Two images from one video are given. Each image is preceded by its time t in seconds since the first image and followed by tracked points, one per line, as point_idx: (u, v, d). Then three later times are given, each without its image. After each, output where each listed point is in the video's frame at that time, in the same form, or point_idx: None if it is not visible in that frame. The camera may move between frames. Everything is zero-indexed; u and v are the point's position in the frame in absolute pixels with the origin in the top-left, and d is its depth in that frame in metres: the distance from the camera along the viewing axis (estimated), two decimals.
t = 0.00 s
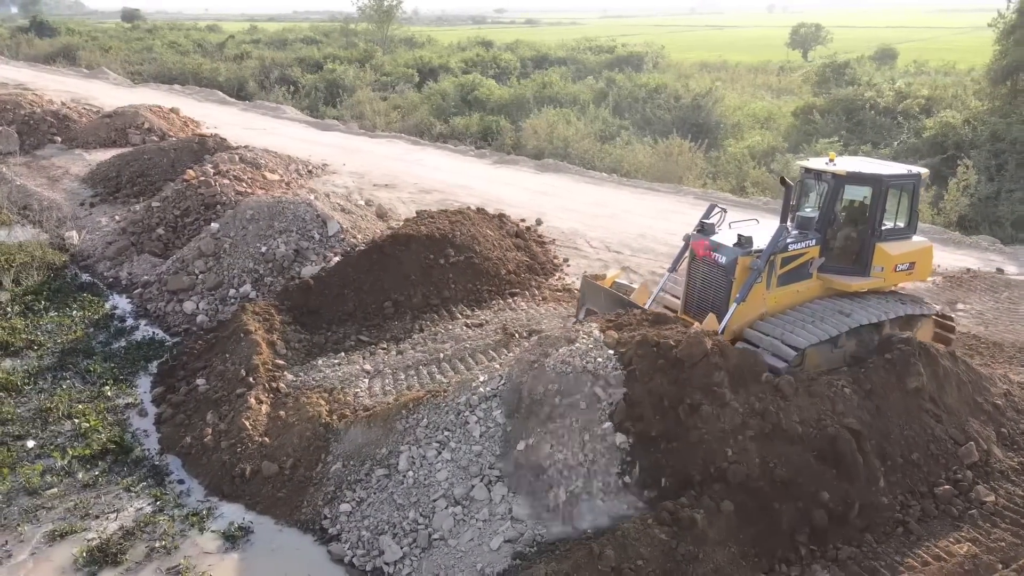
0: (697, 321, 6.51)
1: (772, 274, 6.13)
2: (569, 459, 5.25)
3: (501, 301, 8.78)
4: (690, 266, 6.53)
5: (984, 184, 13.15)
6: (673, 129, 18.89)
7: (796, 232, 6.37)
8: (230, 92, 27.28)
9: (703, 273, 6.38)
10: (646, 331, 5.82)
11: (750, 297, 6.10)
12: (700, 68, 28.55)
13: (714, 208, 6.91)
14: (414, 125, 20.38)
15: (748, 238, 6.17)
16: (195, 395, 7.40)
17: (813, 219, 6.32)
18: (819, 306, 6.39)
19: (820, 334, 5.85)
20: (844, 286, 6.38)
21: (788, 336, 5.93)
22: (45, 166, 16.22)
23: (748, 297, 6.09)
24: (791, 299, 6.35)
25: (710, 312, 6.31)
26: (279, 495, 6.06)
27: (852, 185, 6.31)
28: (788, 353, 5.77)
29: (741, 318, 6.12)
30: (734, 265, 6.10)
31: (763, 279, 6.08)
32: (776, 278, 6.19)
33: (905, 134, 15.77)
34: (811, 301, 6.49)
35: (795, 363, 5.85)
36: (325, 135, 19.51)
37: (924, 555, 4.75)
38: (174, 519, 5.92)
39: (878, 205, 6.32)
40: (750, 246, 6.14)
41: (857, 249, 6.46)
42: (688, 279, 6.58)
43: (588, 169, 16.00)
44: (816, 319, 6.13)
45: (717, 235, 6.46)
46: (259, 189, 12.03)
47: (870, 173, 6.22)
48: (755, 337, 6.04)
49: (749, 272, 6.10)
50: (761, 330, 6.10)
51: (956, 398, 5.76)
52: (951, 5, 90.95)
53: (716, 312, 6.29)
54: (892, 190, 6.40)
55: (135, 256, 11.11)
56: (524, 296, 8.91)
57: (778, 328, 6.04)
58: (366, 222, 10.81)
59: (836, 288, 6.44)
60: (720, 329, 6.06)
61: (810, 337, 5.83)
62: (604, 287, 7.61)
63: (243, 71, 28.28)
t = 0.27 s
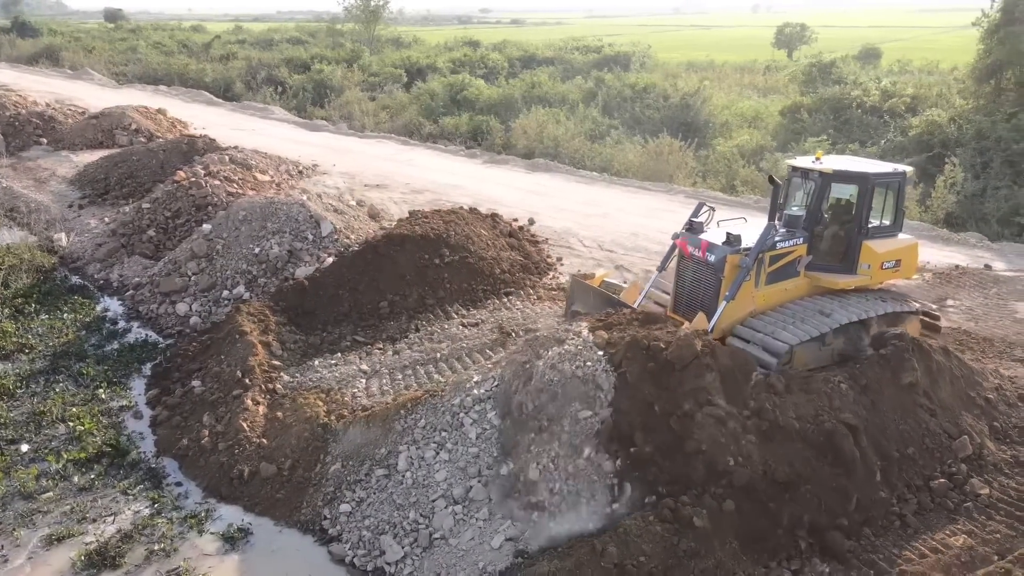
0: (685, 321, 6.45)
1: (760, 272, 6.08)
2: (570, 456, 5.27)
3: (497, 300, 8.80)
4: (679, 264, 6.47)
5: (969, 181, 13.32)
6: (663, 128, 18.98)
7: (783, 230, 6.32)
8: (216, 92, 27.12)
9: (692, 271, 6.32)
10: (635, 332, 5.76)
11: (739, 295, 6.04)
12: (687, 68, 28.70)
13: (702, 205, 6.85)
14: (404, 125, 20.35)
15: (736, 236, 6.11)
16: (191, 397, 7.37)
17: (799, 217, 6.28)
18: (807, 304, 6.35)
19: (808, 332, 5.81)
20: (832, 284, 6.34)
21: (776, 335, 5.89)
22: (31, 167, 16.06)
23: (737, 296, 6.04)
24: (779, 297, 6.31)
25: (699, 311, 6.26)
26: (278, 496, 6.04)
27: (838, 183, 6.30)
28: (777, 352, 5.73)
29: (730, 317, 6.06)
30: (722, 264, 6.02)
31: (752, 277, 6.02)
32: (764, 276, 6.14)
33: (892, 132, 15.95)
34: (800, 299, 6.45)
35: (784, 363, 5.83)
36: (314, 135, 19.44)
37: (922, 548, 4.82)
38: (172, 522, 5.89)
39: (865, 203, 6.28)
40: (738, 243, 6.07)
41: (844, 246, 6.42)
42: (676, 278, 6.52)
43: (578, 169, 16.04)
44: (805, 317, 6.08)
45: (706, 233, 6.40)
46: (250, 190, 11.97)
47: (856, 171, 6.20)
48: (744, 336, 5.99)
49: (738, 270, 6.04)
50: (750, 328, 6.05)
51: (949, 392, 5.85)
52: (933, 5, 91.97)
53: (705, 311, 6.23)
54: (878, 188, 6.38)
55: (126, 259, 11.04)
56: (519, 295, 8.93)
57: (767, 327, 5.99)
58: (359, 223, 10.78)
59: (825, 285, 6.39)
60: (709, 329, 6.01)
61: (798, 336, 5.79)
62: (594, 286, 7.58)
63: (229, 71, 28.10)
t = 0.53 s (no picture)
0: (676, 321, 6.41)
1: (751, 272, 6.02)
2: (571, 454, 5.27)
3: (496, 299, 8.82)
4: (670, 264, 6.42)
5: (965, 180, 13.41)
6: (659, 127, 19.04)
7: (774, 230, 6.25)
8: (213, 93, 27.10)
9: (683, 271, 6.28)
10: (626, 333, 5.74)
11: (730, 295, 5.99)
12: (684, 67, 28.79)
13: (693, 204, 6.77)
14: (401, 125, 20.36)
15: (727, 236, 6.06)
16: (192, 397, 7.36)
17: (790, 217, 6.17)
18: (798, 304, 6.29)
19: (798, 332, 5.75)
20: (823, 284, 6.27)
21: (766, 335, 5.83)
22: (28, 168, 16.02)
23: (728, 296, 5.99)
24: (771, 297, 6.25)
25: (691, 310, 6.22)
26: (280, 495, 6.05)
27: (829, 183, 6.15)
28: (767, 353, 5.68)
29: (720, 318, 6.02)
30: (713, 263, 5.99)
31: (742, 277, 5.97)
32: (755, 275, 6.08)
33: (888, 132, 16.02)
34: (791, 299, 6.40)
35: (775, 363, 5.78)
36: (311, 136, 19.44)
37: (922, 544, 4.82)
38: (175, 521, 5.89)
39: (856, 203, 6.14)
40: (729, 243, 6.03)
41: (835, 246, 6.32)
42: (668, 278, 6.48)
43: (576, 169, 16.07)
44: (796, 316, 6.04)
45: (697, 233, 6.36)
46: (248, 190, 11.96)
47: (847, 172, 6.04)
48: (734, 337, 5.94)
49: (728, 270, 6.00)
50: (741, 329, 6.00)
51: (948, 390, 5.89)
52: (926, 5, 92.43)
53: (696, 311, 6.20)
54: (868, 188, 6.25)
55: (124, 259, 11.03)
56: (518, 294, 8.95)
57: (758, 327, 5.94)
58: (358, 223, 10.78)
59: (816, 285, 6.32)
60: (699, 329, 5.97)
61: (788, 337, 5.73)
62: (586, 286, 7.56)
63: (225, 71, 28.06)
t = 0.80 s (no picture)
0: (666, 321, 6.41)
1: (740, 272, 6.00)
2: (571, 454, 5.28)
3: (496, 299, 8.83)
4: (659, 264, 6.42)
5: (964, 180, 13.45)
6: (659, 127, 19.05)
7: (764, 230, 6.25)
8: (212, 93, 27.10)
9: (672, 271, 6.27)
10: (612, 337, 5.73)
11: (719, 296, 5.98)
12: (683, 67, 28.81)
13: (684, 204, 6.75)
14: (401, 125, 20.37)
15: (716, 236, 6.04)
16: (192, 396, 7.37)
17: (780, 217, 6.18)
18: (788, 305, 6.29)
19: (786, 334, 5.75)
20: (813, 285, 6.25)
21: (755, 336, 5.83)
22: (27, 168, 16.02)
23: (717, 296, 5.98)
24: (760, 297, 6.25)
25: (680, 311, 6.22)
26: (281, 494, 6.06)
27: (820, 183, 6.16)
28: (754, 356, 5.69)
29: (709, 318, 6.02)
30: (702, 263, 5.98)
31: (731, 277, 5.96)
32: (745, 275, 6.07)
33: (887, 132, 16.05)
34: (781, 300, 6.39)
35: (763, 365, 5.80)
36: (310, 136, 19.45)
37: (922, 542, 4.83)
38: (176, 520, 5.90)
39: (846, 203, 6.15)
40: (719, 242, 6.02)
41: (825, 246, 6.30)
42: (657, 278, 6.47)
43: (575, 168, 16.09)
44: (785, 317, 6.02)
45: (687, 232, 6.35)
46: (247, 190, 11.97)
47: (836, 172, 6.07)
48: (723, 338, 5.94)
49: (717, 270, 5.98)
50: (730, 330, 6.00)
51: (947, 388, 5.91)
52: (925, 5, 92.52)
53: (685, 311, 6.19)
54: (860, 188, 6.25)
55: (124, 258, 11.04)
56: (518, 293, 8.96)
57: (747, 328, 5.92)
58: (358, 222, 10.79)
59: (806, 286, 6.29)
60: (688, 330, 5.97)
61: (776, 338, 5.73)
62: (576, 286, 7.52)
63: (225, 71, 28.04)
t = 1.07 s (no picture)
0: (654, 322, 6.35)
1: (730, 272, 5.97)
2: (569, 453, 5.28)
3: (495, 298, 8.83)
4: (649, 263, 6.34)
5: (960, 179, 13.49)
6: (657, 127, 19.08)
7: (754, 229, 6.21)
8: (209, 93, 27.08)
9: (661, 271, 6.21)
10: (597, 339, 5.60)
11: (709, 295, 5.94)
12: (681, 67, 28.86)
13: (673, 202, 6.70)
14: (399, 125, 20.38)
15: (706, 234, 5.98)
16: (191, 396, 7.37)
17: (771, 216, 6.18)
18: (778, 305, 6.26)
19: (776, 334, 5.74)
20: (803, 285, 6.23)
21: (744, 337, 5.81)
22: (24, 168, 16.00)
23: (706, 296, 5.94)
24: (750, 297, 6.21)
25: (669, 311, 6.16)
26: (280, 493, 6.06)
27: (811, 183, 6.18)
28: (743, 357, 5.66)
29: (698, 319, 5.98)
30: (691, 262, 5.92)
31: (720, 277, 5.92)
32: (734, 275, 6.03)
33: (884, 131, 16.09)
34: (771, 300, 6.35)
35: (752, 366, 5.79)
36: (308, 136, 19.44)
37: (918, 539, 4.83)
38: (175, 519, 5.90)
39: (837, 203, 6.17)
40: (708, 242, 5.96)
41: (816, 246, 6.31)
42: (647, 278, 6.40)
43: (573, 168, 16.11)
44: (775, 317, 6.01)
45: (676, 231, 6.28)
46: (245, 190, 11.96)
47: (827, 171, 6.08)
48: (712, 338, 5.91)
49: (707, 269, 5.93)
50: (719, 330, 5.96)
51: (944, 387, 5.93)
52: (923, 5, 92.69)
53: (674, 311, 6.13)
54: (851, 188, 6.27)
55: (122, 258, 11.04)
56: (517, 293, 8.97)
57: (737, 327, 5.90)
58: (356, 222, 10.79)
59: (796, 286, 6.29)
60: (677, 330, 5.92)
61: (766, 339, 5.71)
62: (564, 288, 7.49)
63: (222, 71, 28.00)
